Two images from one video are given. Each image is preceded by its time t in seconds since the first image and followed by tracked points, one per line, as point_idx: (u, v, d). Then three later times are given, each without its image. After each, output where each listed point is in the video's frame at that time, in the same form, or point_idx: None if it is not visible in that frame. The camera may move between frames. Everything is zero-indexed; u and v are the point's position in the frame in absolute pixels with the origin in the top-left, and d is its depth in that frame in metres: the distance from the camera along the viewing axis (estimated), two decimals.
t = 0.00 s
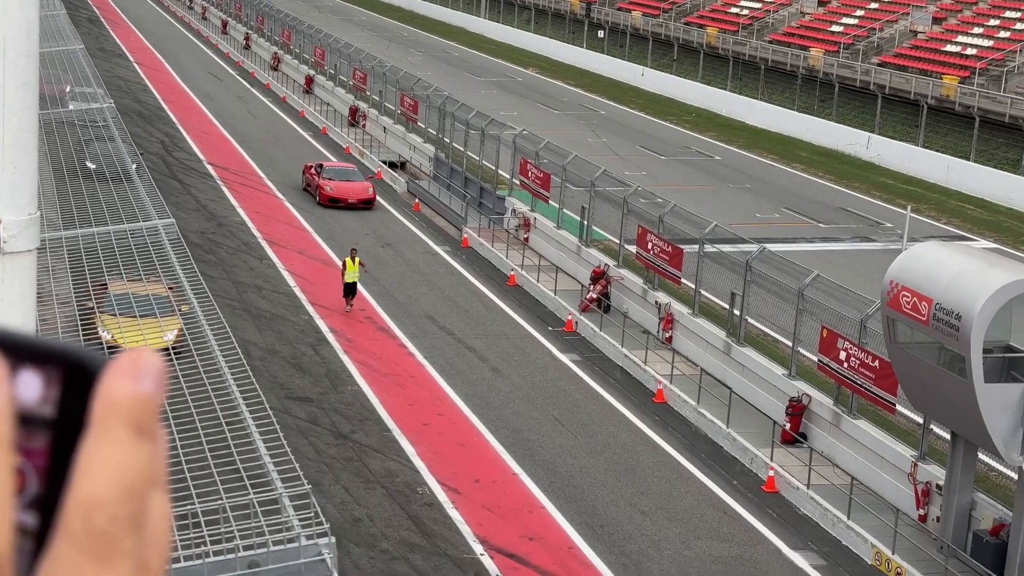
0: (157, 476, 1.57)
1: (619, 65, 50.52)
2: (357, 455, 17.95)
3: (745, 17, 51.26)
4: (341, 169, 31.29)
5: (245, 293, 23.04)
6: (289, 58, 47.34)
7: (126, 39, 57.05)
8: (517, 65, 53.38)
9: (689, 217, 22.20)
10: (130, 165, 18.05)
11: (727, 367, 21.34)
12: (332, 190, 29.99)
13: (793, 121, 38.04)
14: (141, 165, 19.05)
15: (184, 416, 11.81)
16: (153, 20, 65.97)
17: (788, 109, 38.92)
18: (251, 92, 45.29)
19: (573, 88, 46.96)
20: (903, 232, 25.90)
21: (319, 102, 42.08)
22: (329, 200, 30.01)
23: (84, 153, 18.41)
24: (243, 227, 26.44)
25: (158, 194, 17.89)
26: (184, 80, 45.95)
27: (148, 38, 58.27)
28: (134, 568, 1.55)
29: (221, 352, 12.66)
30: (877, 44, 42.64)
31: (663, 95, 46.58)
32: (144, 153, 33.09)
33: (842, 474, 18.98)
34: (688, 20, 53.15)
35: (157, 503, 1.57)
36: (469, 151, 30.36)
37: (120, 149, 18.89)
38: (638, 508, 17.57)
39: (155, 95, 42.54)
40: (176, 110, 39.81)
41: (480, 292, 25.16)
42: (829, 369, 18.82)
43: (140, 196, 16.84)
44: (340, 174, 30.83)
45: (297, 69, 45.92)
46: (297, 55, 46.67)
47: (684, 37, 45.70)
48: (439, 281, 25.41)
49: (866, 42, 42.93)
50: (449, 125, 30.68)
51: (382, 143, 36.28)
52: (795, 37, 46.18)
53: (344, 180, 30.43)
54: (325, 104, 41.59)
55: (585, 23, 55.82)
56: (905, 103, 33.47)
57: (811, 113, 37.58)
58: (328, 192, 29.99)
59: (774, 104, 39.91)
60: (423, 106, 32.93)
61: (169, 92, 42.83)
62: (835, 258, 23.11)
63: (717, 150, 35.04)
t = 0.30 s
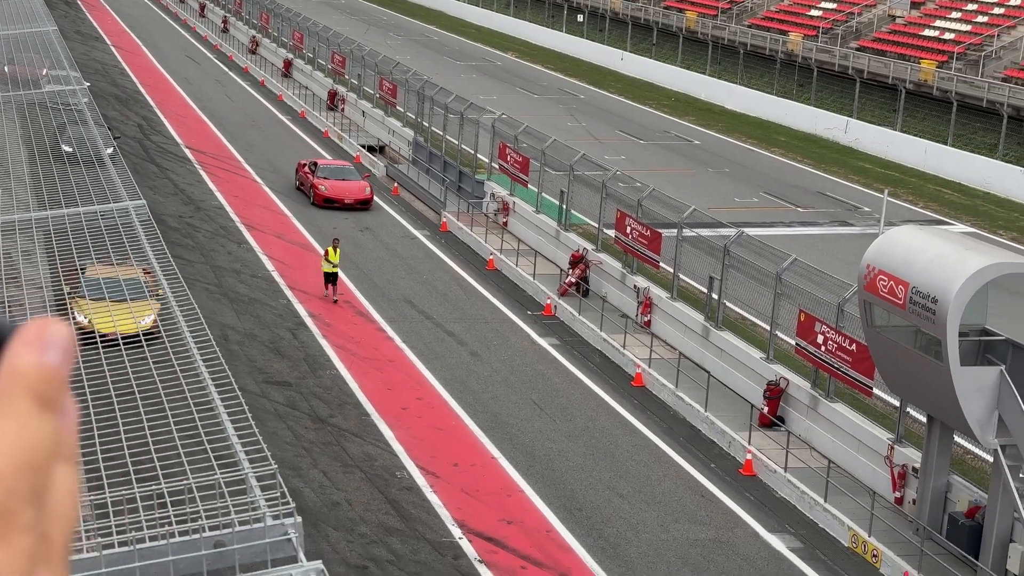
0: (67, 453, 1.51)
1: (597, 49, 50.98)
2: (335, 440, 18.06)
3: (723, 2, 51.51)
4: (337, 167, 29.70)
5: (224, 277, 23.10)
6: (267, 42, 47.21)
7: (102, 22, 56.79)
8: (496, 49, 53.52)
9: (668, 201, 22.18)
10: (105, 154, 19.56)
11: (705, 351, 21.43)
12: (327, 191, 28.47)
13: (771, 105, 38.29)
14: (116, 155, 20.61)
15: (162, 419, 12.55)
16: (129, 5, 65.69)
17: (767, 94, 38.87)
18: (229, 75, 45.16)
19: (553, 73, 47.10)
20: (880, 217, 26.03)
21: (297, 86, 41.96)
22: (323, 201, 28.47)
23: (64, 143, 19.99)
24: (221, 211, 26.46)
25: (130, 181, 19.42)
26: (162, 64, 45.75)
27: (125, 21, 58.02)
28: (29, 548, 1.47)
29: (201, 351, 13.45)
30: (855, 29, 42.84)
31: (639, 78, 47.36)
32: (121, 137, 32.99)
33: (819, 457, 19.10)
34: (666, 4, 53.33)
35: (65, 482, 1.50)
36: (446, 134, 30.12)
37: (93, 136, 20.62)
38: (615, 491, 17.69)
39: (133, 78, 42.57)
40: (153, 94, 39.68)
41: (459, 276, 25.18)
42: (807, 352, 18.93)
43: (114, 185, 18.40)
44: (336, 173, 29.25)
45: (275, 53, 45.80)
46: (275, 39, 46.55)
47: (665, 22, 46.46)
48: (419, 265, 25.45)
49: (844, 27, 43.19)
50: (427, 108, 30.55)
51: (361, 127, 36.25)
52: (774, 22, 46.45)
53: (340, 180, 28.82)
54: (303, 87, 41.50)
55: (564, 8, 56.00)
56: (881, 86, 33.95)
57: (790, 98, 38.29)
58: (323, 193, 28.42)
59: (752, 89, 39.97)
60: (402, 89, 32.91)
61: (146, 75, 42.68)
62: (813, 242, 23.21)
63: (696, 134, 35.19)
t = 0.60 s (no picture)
0: None
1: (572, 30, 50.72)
2: (313, 421, 18.09)
3: None
4: (332, 164, 28.35)
5: (201, 259, 23.08)
6: (244, 23, 47.01)
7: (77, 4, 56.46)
8: (474, 30, 53.42)
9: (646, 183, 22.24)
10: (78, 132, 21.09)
11: (682, 332, 21.47)
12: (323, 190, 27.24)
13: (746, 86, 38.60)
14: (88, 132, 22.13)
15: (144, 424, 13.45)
16: None
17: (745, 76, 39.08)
18: (206, 56, 44.95)
19: (531, 54, 47.08)
20: (857, 198, 26.15)
21: (274, 67, 41.82)
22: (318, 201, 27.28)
23: (40, 120, 21.50)
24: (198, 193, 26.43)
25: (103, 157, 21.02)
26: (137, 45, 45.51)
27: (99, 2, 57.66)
28: None
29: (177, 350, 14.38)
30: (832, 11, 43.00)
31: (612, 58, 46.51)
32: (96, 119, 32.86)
33: (795, 438, 19.20)
34: None
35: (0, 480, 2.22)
36: (425, 116, 30.08)
37: (65, 114, 21.88)
38: (592, 472, 17.74)
39: (109, 59, 42.33)
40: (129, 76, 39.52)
41: (437, 257, 25.16)
42: (783, 334, 19.00)
43: (86, 161, 19.93)
44: (331, 171, 27.94)
45: (252, 33, 45.61)
46: (252, 20, 46.36)
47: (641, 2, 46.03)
48: (396, 247, 25.43)
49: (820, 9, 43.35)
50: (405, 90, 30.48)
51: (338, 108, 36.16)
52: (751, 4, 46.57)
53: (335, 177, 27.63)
54: (280, 68, 41.36)
55: None
56: (859, 68, 34.85)
57: (767, 79, 38.13)
58: (318, 192, 27.15)
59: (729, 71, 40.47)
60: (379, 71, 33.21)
61: (122, 57, 42.49)
62: (790, 223, 23.31)
63: (674, 116, 35.31)
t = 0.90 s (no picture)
0: None
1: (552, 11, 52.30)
2: (288, 401, 18.10)
3: None
4: (327, 161, 26.95)
5: (175, 238, 23.06)
6: (219, 1, 46.82)
7: None
8: (450, 10, 53.44)
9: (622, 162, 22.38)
10: (49, 110, 21.13)
11: (658, 311, 21.56)
12: (318, 189, 25.88)
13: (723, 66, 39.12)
14: (59, 110, 22.18)
15: (115, 405, 13.61)
16: None
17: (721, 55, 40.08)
18: (180, 34, 44.77)
19: (506, 34, 47.16)
20: (832, 177, 26.29)
21: (249, 45, 41.69)
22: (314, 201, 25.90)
23: (11, 97, 21.53)
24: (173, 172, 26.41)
25: (73, 135, 21.04)
26: (111, 23, 45.26)
27: None
28: None
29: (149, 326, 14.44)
30: None
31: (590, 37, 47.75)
32: (69, 97, 32.71)
33: (770, 416, 19.31)
34: None
35: None
36: (400, 95, 30.08)
37: (35, 92, 21.94)
38: (569, 452, 17.80)
39: (82, 37, 42.09)
40: (103, 54, 39.31)
41: (413, 237, 25.15)
42: (758, 313, 19.14)
43: (56, 139, 19.97)
44: (326, 168, 26.56)
45: (226, 12, 45.41)
46: None
47: None
48: (373, 227, 25.42)
49: None
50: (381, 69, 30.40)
51: (312, 87, 36.09)
52: None
53: (330, 176, 26.29)
54: (255, 47, 41.23)
55: None
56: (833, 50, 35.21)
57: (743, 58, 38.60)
58: (313, 191, 25.77)
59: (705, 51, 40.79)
60: (355, 49, 32.94)
61: (95, 35, 42.25)
62: (765, 202, 23.43)
63: (650, 96, 35.53)
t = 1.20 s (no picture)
0: None
1: None
2: (263, 380, 18.06)
3: None
4: (322, 158, 25.93)
5: (149, 217, 22.98)
6: None
7: None
8: None
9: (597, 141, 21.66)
10: (21, 88, 21.03)
11: (633, 290, 21.63)
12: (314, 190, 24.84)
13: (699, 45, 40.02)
14: (30, 89, 22.06)
15: (88, 384, 13.57)
16: None
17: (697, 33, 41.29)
18: (153, 13, 44.62)
19: (480, 12, 47.38)
20: (806, 156, 26.43)
21: (222, 23, 41.61)
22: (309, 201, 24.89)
23: None
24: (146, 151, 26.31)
25: (44, 114, 20.93)
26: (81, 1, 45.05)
27: None
28: None
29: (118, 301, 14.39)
30: None
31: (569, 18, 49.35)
32: (41, 76, 32.53)
33: (744, 393, 19.41)
34: None
35: None
36: (374, 73, 29.85)
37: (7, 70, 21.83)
38: (544, 430, 17.83)
39: (53, 15, 41.87)
40: (74, 31, 39.10)
41: (389, 217, 25.15)
42: (733, 291, 19.20)
43: (27, 118, 19.87)
44: (321, 166, 25.55)
45: None
46: None
47: None
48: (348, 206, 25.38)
49: None
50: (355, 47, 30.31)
51: (286, 64, 36.06)
52: None
53: (326, 175, 25.26)
54: (228, 25, 41.14)
55: None
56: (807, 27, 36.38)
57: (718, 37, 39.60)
58: (309, 192, 24.71)
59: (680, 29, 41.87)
60: (330, 28, 32.50)
61: (66, 13, 42.05)
62: (739, 180, 23.54)
63: (625, 74, 35.91)
